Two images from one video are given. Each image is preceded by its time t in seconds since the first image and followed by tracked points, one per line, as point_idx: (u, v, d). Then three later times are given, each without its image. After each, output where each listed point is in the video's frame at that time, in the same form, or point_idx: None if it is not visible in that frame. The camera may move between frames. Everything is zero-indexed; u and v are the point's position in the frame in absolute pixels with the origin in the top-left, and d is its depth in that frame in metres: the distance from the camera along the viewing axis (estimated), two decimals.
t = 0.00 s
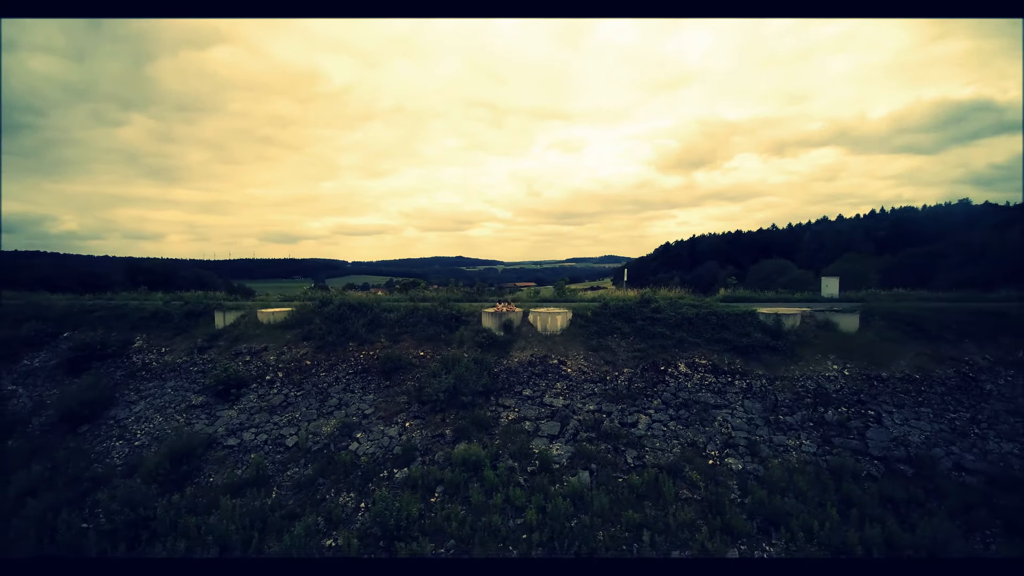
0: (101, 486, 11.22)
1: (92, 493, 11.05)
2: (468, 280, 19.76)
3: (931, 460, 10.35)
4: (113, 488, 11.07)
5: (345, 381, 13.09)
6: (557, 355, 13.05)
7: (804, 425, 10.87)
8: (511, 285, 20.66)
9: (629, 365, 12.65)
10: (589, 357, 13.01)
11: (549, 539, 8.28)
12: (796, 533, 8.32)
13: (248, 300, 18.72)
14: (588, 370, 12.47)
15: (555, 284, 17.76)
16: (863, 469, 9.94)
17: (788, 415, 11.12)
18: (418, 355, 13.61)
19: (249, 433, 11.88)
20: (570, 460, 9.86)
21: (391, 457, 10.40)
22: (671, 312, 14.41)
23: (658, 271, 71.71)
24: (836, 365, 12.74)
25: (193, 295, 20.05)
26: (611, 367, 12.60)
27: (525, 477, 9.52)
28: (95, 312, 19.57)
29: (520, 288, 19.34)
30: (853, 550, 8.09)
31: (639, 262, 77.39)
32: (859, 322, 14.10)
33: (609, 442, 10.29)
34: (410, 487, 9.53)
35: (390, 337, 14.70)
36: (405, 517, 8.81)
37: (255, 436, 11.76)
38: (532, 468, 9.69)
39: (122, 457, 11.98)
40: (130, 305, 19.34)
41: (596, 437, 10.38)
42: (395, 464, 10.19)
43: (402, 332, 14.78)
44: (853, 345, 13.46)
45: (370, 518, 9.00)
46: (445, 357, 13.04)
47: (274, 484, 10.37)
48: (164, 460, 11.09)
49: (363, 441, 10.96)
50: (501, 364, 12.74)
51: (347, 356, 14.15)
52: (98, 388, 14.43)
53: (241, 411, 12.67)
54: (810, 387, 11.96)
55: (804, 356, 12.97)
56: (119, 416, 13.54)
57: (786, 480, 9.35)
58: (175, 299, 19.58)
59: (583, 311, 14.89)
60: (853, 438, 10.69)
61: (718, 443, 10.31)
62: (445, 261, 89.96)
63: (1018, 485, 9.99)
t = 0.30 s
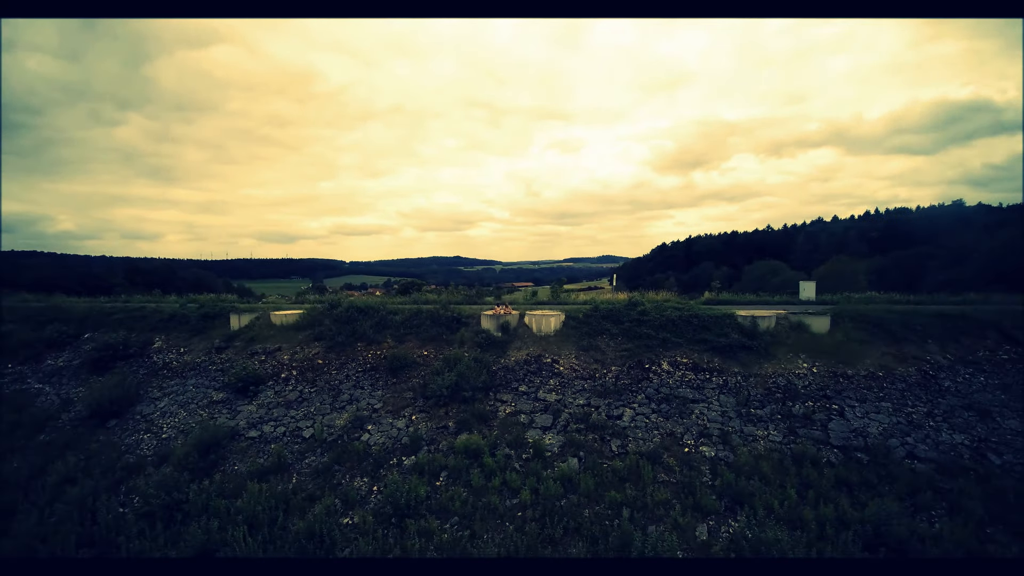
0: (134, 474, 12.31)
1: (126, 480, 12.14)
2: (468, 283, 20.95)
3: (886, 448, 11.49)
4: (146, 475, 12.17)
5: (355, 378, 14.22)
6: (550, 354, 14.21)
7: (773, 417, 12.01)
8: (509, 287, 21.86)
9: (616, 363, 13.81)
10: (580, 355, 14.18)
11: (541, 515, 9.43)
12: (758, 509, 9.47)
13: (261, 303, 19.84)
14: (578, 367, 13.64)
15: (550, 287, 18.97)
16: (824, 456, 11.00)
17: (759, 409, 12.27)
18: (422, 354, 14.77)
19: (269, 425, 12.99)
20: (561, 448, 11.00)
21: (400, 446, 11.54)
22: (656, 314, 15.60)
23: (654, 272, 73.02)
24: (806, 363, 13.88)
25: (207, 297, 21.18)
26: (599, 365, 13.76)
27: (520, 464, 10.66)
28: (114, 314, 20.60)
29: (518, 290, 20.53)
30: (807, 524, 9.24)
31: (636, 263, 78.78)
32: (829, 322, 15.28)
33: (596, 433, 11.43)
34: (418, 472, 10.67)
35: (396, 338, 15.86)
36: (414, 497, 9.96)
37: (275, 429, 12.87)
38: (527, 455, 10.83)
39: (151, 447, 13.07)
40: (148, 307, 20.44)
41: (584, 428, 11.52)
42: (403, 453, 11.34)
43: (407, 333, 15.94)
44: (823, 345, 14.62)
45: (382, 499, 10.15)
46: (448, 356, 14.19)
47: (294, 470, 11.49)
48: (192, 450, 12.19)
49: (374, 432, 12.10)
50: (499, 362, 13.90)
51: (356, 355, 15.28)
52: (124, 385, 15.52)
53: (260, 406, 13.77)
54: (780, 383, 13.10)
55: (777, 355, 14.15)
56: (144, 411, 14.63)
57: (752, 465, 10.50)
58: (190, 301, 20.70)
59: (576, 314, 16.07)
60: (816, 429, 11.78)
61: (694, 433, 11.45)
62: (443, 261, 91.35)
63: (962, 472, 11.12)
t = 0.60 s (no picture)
0: (161, 466, 13.31)
1: (154, 471, 13.13)
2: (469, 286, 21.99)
3: (855, 441, 12.45)
4: (173, 467, 13.17)
5: (365, 377, 15.24)
6: (547, 355, 15.24)
7: (751, 413, 13.03)
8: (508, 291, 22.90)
9: (609, 363, 14.83)
10: (575, 356, 15.20)
11: (537, 501, 10.46)
12: (733, 495, 10.49)
13: (272, 306, 20.88)
14: (573, 367, 14.65)
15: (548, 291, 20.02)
16: (797, 448, 12.02)
17: (739, 405, 13.29)
18: (427, 355, 15.80)
19: (285, 422, 13.99)
20: (556, 442, 12.03)
21: (408, 440, 12.55)
22: (647, 317, 16.65)
23: (653, 272, 74.07)
24: (785, 363, 14.90)
25: (220, 300, 22.21)
26: (593, 365, 14.78)
27: (519, 456, 11.68)
28: (132, 316, 21.58)
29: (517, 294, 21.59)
30: (776, 508, 10.25)
31: (635, 263, 79.80)
32: (810, 326, 16.23)
33: (588, 427, 12.46)
34: (425, 463, 11.70)
35: (402, 340, 16.90)
36: (422, 486, 10.98)
37: (291, 424, 13.89)
38: (525, 449, 11.86)
39: (175, 441, 14.06)
40: (165, 310, 21.49)
41: (578, 423, 12.54)
42: (411, 446, 12.36)
43: (413, 335, 16.99)
44: (802, 346, 15.64)
45: (393, 487, 11.17)
46: (452, 356, 15.22)
47: (310, 462, 12.50)
48: (215, 443, 13.19)
49: (384, 427, 13.12)
50: (499, 362, 14.94)
51: (366, 356, 16.31)
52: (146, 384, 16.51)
53: (276, 404, 14.77)
54: (760, 381, 14.12)
55: (758, 355, 15.18)
56: (167, 408, 15.62)
57: (729, 456, 11.52)
58: (205, 305, 21.73)
59: (571, 317, 17.11)
60: (791, 424, 12.78)
61: (678, 428, 12.45)
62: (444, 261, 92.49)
63: (924, 463, 12.10)
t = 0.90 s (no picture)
0: (188, 459, 14.47)
1: (182, 464, 14.28)
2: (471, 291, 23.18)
3: (825, 436, 13.60)
4: (199, 460, 14.32)
5: (375, 377, 16.41)
6: (544, 356, 16.41)
7: (730, 410, 14.19)
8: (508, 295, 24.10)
9: (600, 364, 16.00)
10: (570, 357, 16.38)
11: (533, 489, 11.62)
12: (709, 484, 11.66)
13: (284, 310, 22.06)
14: (567, 368, 15.82)
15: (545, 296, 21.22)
16: (771, 442, 13.19)
17: (719, 403, 14.45)
18: (432, 357, 16.97)
19: (302, 418, 15.15)
20: (551, 436, 13.20)
21: (416, 434, 13.72)
22: (637, 321, 17.82)
23: (653, 273, 75.54)
24: (764, 365, 16.06)
25: (233, 304, 23.40)
26: (586, 365, 15.96)
27: (517, 449, 12.85)
28: (150, 320, 22.69)
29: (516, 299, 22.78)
30: (748, 495, 11.41)
31: (634, 264, 80.92)
32: (789, 330, 17.37)
33: (581, 423, 13.62)
34: (432, 456, 12.87)
35: (408, 342, 18.07)
36: (429, 475, 12.15)
37: (307, 420, 15.05)
38: (522, 443, 13.03)
39: (199, 437, 15.21)
40: (182, 314, 22.69)
41: (571, 420, 13.70)
42: (419, 440, 13.52)
43: (418, 338, 18.17)
44: (781, 349, 16.80)
45: (403, 477, 12.34)
46: (455, 358, 16.39)
47: (326, 454, 13.67)
48: (238, 438, 14.35)
49: (393, 423, 14.28)
50: (499, 364, 16.12)
51: (374, 357, 17.48)
52: (168, 384, 17.65)
53: (292, 402, 15.92)
54: (741, 381, 15.28)
55: (740, 357, 16.35)
56: (189, 406, 16.79)
57: (708, 449, 12.69)
58: (219, 309, 22.92)
59: (567, 321, 18.29)
60: (767, 420, 13.94)
61: (663, 423, 13.62)
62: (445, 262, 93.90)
63: (888, 456, 13.24)
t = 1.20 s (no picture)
0: (209, 450, 15.53)
1: (204, 455, 15.36)
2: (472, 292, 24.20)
3: (801, 428, 14.63)
4: (220, 452, 15.39)
5: (382, 374, 17.46)
6: (541, 354, 17.47)
7: (714, 405, 15.24)
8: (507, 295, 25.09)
9: (594, 361, 17.06)
10: (565, 355, 17.44)
11: (530, 477, 12.68)
12: (691, 472, 12.72)
13: (293, 310, 23.09)
14: (563, 365, 16.87)
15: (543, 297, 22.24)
16: (750, 434, 14.26)
17: (704, 398, 15.51)
18: (436, 355, 18.03)
19: (314, 412, 16.19)
20: (547, 429, 14.26)
21: (422, 427, 14.79)
22: (629, 321, 18.87)
23: (651, 271, 76.46)
24: (747, 362, 17.12)
25: (244, 305, 24.39)
26: (580, 363, 17.02)
27: (515, 440, 13.92)
28: (165, 319, 23.70)
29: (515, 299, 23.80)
30: (726, 482, 12.46)
31: (633, 261, 81.88)
32: (772, 329, 18.41)
33: (574, 417, 14.68)
34: (436, 447, 13.93)
35: (412, 341, 19.11)
36: (434, 465, 13.22)
37: (319, 414, 16.09)
38: (520, 435, 14.08)
39: (219, 429, 16.27)
40: (195, 314, 23.70)
41: (565, 413, 14.76)
42: (424, 432, 14.58)
43: (422, 336, 19.22)
44: (764, 348, 17.85)
45: (410, 466, 13.41)
46: (457, 355, 17.43)
47: (338, 445, 14.73)
48: (256, 431, 15.41)
49: (400, 417, 15.32)
50: (499, 361, 17.19)
51: (381, 355, 18.53)
52: (186, 380, 18.69)
53: (305, 397, 16.97)
54: (725, 378, 16.33)
55: (724, 355, 17.41)
56: (207, 401, 17.85)
57: (692, 440, 13.75)
58: (231, 309, 23.92)
59: (563, 321, 19.33)
60: (747, 414, 14.99)
61: (651, 417, 14.67)
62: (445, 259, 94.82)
63: (859, 447, 14.26)
